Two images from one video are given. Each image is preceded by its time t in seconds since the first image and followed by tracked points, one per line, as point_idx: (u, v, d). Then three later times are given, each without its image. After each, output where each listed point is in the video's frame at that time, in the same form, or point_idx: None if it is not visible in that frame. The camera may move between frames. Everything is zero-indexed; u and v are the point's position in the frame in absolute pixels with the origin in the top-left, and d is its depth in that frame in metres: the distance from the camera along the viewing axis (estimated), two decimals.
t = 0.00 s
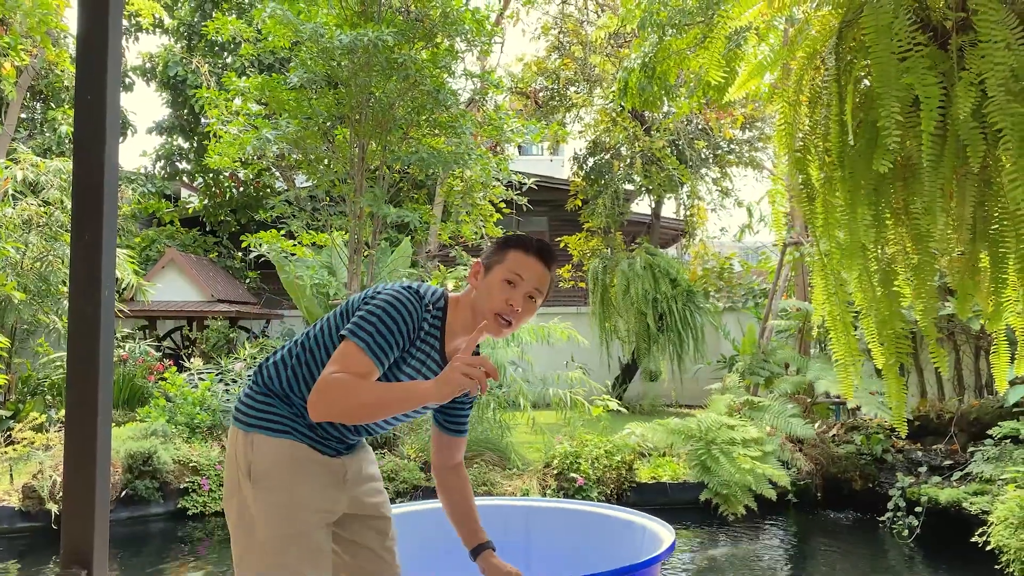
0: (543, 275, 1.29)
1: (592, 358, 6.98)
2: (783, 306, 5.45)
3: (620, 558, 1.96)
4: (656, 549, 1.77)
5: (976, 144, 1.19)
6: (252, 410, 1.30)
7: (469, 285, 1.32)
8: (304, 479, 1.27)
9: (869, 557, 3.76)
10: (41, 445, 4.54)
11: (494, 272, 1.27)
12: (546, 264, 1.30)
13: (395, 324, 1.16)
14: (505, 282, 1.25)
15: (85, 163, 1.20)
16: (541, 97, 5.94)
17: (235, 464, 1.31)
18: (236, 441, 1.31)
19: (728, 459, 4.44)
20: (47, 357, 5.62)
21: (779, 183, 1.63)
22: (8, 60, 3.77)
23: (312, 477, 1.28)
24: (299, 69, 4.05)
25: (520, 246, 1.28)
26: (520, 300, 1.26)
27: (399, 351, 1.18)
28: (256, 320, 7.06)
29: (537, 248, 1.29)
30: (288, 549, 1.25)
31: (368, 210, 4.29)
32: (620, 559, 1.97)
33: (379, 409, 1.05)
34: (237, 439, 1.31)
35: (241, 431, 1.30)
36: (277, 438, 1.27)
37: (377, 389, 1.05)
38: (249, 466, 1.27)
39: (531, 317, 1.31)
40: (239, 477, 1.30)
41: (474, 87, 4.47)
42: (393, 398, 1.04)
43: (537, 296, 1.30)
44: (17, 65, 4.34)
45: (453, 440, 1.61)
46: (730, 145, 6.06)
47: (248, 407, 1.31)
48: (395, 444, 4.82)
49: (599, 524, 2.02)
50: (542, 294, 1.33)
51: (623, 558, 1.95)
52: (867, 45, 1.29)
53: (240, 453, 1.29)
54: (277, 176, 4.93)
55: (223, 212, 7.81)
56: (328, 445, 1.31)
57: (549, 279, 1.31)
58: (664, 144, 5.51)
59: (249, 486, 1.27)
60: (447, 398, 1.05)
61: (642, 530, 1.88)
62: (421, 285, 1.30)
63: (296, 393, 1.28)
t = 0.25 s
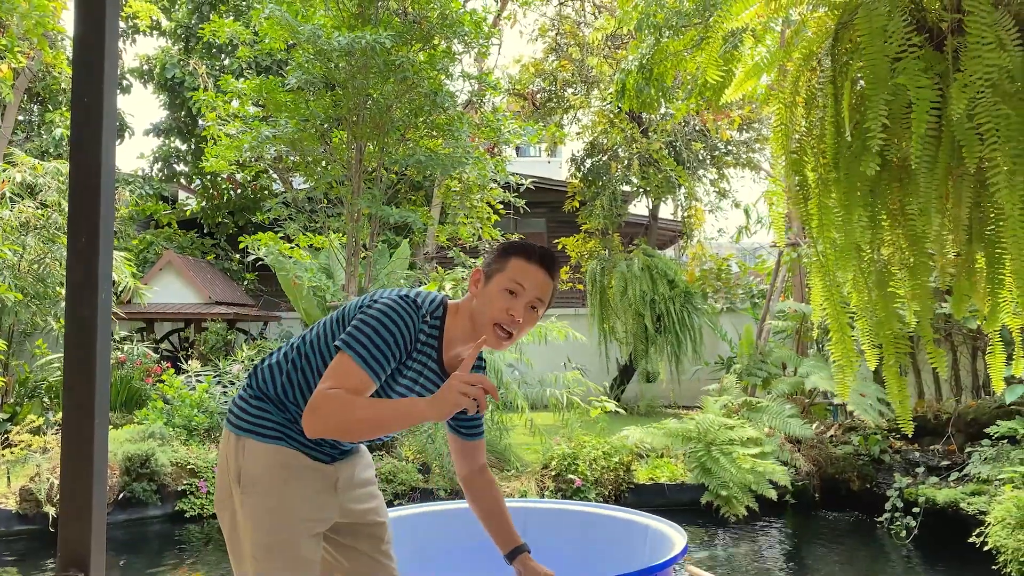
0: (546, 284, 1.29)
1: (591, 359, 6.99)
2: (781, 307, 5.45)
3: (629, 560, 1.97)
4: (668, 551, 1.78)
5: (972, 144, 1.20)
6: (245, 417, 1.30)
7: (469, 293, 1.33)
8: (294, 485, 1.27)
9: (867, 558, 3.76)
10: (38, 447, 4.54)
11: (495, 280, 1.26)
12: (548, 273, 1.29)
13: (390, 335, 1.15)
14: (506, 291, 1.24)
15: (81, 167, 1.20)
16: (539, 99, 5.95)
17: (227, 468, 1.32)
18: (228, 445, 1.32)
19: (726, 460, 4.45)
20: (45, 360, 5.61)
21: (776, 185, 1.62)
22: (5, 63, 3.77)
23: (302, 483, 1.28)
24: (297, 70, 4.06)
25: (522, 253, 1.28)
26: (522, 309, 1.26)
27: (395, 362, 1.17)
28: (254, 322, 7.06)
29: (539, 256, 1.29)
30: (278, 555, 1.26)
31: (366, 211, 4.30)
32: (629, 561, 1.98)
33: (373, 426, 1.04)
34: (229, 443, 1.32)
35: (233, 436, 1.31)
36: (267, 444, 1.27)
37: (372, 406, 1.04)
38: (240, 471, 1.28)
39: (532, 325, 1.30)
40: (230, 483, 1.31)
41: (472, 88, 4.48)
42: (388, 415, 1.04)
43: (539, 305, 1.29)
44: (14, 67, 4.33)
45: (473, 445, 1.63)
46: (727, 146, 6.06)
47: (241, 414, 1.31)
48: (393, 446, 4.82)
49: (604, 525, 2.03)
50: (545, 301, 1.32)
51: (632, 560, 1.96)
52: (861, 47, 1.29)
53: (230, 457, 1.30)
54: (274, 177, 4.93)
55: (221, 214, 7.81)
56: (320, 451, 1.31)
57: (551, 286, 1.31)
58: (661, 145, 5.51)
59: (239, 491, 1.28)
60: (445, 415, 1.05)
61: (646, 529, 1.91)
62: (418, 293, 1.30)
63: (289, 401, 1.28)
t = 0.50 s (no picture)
0: (547, 284, 1.28)
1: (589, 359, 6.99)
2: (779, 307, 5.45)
3: (629, 559, 1.97)
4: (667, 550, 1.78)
5: (969, 144, 1.20)
6: (236, 420, 1.30)
7: (467, 292, 1.32)
8: (289, 492, 1.27)
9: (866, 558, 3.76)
10: (37, 448, 4.54)
11: (494, 281, 1.26)
12: (550, 271, 1.29)
13: (384, 338, 1.15)
14: (507, 292, 1.24)
15: (80, 168, 1.20)
16: (537, 99, 5.95)
17: (220, 475, 1.31)
18: (220, 451, 1.31)
19: (725, 459, 4.45)
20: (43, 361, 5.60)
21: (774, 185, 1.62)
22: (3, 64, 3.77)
23: (297, 489, 1.28)
24: (295, 70, 4.05)
25: (522, 250, 1.28)
26: (524, 309, 1.26)
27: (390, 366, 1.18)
28: (253, 322, 7.06)
29: (539, 254, 1.28)
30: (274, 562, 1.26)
31: (365, 212, 4.30)
32: (628, 559, 1.98)
33: (363, 434, 1.03)
34: (221, 449, 1.31)
35: (226, 442, 1.30)
36: (261, 450, 1.27)
37: (363, 413, 1.04)
38: (234, 479, 1.28)
39: (533, 326, 1.30)
40: (224, 490, 1.30)
41: (470, 88, 4.48)
42: (379, 422, 1.04)
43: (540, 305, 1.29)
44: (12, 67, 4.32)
45: (451, 440, 1.60)
46: (725, 146, 6.07)
47: (231, 416, 1.31)
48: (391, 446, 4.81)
49: (602, 524, 2.03)
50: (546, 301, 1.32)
51: (630, 559, 1.96)
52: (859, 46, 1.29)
53: (223, 465, 1.30)
54: (272, 178, 4.93)
55: (220, 214, 7.80)
56: (316, 456, 1.31)
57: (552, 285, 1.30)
58: (660, 145, 5.51)
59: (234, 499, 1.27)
60: (444, 423, 1.05)
61: (643, 529, 1.92)
62: (414, 293, 1.30)
63: (283, 403, 1.28)
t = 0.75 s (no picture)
0: (548, 283, 1.28)
1: (588, 358, 7.00)
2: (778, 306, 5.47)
3: (627, 558, 1.97)
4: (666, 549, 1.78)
5: (967, 143, 1.20)
6: (229, 424, 1.29)
7: (466, 291, 1.32)
8: (284, 497, 1.27)
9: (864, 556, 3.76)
10: (35, 448, 4.53)
11: (497, 280, 1.26)
12: (551, 271, 1.29)
13: (383, 343, 1.15)
14: (511, 291, 1.25)
15: (78, 165, 1.20)
16: (536, 98, 5.95)
17: (211, 482, 1.30)
18: (211, 457, 1.30)
19: (723, 458, 4.44)
20: (41, 360, 5.59)
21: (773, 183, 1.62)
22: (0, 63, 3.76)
23: (293, 495, 1.28)
24: (293, 69, 4.05)
25: (522, 249, 1.28)
26: (526, 310, 1.26)
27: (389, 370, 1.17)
28: (251, 321, 7.05)
29: (540, 251, 1.29)
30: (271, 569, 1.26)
31: (363, 211, 4.29)
32: (627, 558, 1.98)
33: (365, 444, 1.03)
34: (212, 455, 1.30)
35: (217, 448, 1.29)
36: (255, 456, 1.27)
37: (365, 422, 1.04)
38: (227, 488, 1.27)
39: (536, 324, 1.31)
40: (217, 496, 1.30)
41: (469, 87, 4.48)
42: (382, 431, 1.04)
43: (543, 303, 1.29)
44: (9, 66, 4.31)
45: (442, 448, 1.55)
46: (724, 144, 6.06)
47: (223, 419, 1.30)
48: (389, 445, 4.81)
49: (601, 522, 2.03)
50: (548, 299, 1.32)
51: (629, 558, 1.96)
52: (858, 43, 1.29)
53: (214, 474, 1.29)
54: (270, 177, 4.92)
55: (218, 214, 7.79)
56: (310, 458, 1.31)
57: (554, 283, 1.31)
58: (658, 144, 5.51)
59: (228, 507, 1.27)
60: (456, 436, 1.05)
61: (643, 527, 1.92)
62: (410, 293, 1.29)
63: (276, 406, 1.28)
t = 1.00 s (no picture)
0: (548, 288, 1.28)
1: (587, 357, 7.00)
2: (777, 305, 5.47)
3: (627, 557, 1.97)
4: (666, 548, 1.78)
5: (966, 141, 1.20)
6: (225, 425, 1.28)
7: (466, 294, 1.31)
8: (279, 500, 1.27)
9: (863, 555, 3.76)
10: (34, 447, 4.53)
11: (497, 286, 1.25)
12: (551, 274, 1.29)
13: (383, 349, 1.15)
14: (512, 298, 1.24)
15: (77, 164, 1.20)
16: (535, 96, 5.95)
17: (206, 484, 1.30)
18: (206, 458, 1.30)
19: (723, 457, 4.44)
20: (40, 359, 5.59)
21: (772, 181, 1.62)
22: None
23: (288, 497, 1.28)
24: (292, 68, 4.05)
25: (523, 252, 1.28)
26: (527, 315, 1.26)
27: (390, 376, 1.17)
28: (250, 320, 7.05)
29: (540, 256, 1.29)
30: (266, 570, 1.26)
31: (361, 210, 4.28)
32: (627, 556, 1.98)
33: (367, 451, 1.03)
34: (207, 456, 1.30)
35: (213, 450, 1.29)
36: (252, 458, 1.27)
37: (366, 429, 1.04)
38: (222, 489, 1.27)
39: (535, 330, 1.31)
40: (212, 498, 1.30)
41: (468, 86, 4.48)
42: (385, 438, 1.04)
43: (543, 308, 1.30)
44: (7, 65, 4.31)
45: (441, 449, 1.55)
46: (723, 143, 6.06)
47: (219, 421, 1.30)
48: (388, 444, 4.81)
49: (601, 521, 2.02)
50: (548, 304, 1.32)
51: (629, 557, 1.96)
52: (858, 41, 1.28)
53: (210, 475, 1.29)
54: (269, 175, 4.92)
55: (217, 213, 7.79)
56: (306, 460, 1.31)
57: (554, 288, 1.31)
58: (657, 143, 5.50)
59: (223, 508, 1.27)
60: (463, 442, 1.05)
61: (642, 523, 1.92)
62: (410, 297, 1.29)
63: (274, 409, 1.27)
